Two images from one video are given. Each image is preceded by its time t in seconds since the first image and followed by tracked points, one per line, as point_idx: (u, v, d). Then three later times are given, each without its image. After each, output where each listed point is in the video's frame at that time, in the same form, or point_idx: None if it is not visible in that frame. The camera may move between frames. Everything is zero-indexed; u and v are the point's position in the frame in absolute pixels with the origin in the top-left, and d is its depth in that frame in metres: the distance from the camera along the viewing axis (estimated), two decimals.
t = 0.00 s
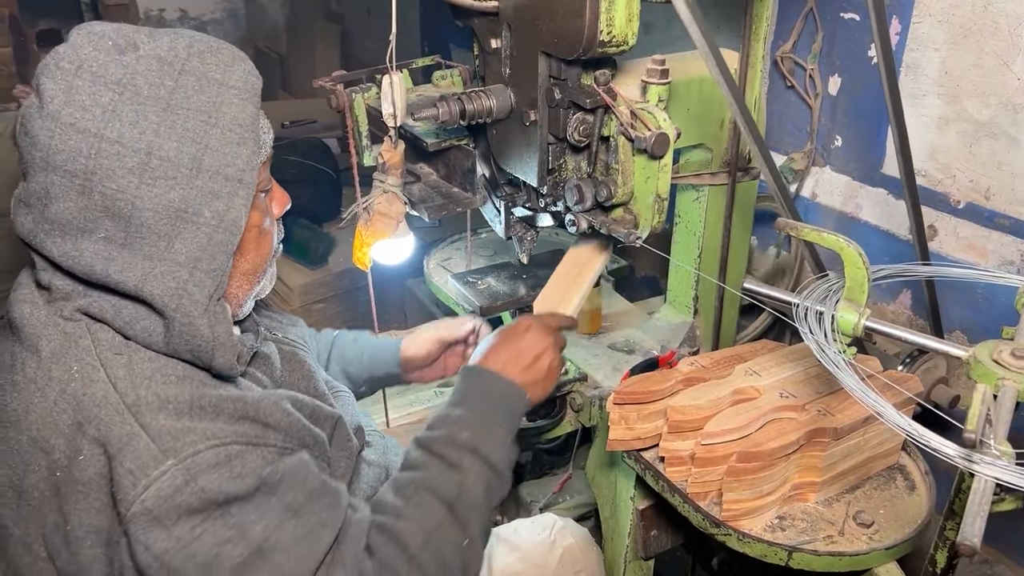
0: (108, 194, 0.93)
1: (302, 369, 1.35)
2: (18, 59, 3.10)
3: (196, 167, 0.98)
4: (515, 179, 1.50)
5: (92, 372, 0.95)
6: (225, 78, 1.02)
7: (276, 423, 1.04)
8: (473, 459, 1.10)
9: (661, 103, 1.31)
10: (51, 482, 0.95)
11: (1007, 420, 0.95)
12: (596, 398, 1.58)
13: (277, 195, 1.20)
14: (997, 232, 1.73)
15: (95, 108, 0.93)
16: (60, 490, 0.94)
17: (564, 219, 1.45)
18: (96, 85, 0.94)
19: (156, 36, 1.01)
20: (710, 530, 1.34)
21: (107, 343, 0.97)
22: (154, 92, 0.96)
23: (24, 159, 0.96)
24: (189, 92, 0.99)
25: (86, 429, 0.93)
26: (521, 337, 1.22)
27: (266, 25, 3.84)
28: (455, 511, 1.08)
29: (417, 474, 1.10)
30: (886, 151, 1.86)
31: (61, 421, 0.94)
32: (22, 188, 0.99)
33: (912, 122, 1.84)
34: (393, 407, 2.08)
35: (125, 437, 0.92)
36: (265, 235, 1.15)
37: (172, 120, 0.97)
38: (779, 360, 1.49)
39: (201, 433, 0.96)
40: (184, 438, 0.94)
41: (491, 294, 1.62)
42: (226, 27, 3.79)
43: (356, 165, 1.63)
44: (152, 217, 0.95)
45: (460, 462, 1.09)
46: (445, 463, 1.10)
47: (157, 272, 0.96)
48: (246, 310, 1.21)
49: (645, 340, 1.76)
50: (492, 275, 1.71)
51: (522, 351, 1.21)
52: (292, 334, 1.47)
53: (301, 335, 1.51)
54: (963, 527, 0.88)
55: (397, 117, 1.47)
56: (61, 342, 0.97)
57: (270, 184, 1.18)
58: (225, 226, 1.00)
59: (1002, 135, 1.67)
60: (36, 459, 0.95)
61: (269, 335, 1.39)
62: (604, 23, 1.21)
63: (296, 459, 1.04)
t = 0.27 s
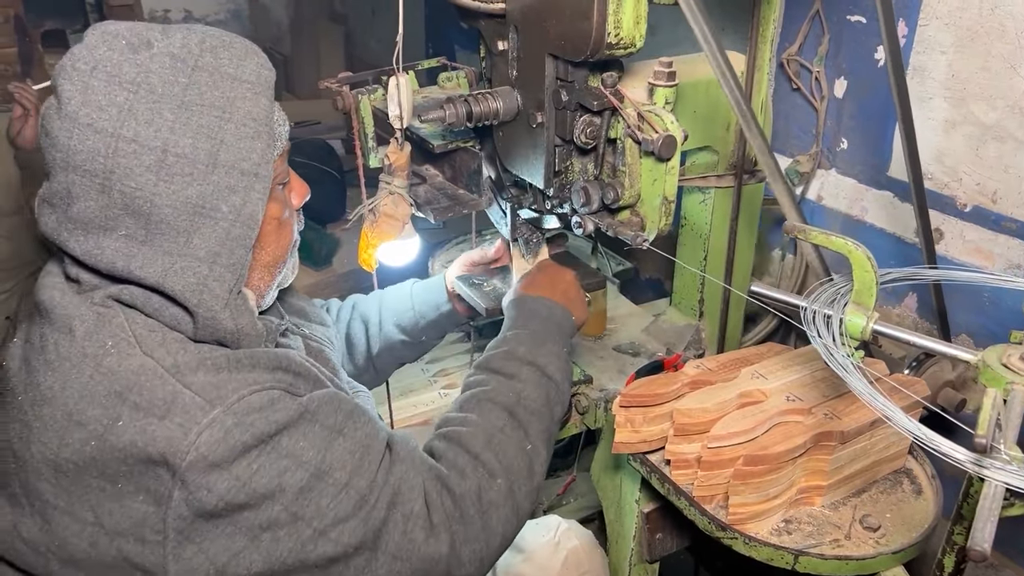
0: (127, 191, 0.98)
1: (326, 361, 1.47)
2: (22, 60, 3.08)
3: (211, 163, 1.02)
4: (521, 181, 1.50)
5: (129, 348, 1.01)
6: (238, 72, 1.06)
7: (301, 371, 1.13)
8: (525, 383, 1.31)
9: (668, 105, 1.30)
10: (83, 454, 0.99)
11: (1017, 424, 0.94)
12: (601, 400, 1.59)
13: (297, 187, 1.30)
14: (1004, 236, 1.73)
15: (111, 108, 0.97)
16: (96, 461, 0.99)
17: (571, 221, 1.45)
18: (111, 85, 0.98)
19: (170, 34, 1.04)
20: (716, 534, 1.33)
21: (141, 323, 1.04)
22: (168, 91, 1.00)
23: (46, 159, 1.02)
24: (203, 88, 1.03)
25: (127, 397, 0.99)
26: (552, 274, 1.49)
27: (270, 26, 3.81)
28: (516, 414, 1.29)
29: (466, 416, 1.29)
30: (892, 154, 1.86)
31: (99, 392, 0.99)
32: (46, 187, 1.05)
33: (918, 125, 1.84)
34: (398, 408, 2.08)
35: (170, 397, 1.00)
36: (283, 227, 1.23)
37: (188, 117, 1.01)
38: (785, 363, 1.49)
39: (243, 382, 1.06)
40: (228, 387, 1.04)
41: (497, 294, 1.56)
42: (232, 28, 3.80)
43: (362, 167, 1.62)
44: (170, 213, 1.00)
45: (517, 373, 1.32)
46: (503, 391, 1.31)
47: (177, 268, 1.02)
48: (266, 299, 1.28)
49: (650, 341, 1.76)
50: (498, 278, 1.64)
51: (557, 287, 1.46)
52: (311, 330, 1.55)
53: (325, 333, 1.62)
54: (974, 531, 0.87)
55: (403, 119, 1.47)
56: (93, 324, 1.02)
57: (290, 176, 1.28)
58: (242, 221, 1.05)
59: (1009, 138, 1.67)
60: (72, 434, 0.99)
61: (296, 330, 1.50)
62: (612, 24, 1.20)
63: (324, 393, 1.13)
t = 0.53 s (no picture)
0: (168, 189, 1.00)
1: (349, 372, 1.48)
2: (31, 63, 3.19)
3: (251, 162, 1.04)
4: (529, 186, 1.50)
5: (164, 356, 1.05)
6: (276, 75, 1.08)
7: (330, 419, 1.17)
8: (481, 481, 1.23)
9: (677, 111, 1.31)
10: (110, 458, 1.04)
11: None
12: (608, 405, 1.60)
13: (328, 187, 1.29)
14: (1012, 242, 1.72)
15: (156, 107, 1.00)
16: (118, 467, 1.03)
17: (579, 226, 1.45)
18: (156, 85, 1.01)
19: (209, 38, 1.07)
20: (724, 540, 1.33)
21: (178, 331, 1.07)
22: (210, 91, 1.03)
23: (87, 157, 1.04)
24: (243, 89, 1.05)
25: (157, 410, 1.03)
26: (501, 373, 1.34)
27: (276, 27, 3.70)
28: (466, 542, 1.20)
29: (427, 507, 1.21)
30: (899, 159, 1.86)
31: (131, 399, 1.04)
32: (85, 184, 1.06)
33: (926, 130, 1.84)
34: (404, 411, 2.09)
35: (197, 421, 1.03)
36: (315, 228, 1.24)
37: (227, 117, 1.03)
38: (793, 368, 1.48)
39: (268, 424, 1.07)
40: (253, 427, 1.05)
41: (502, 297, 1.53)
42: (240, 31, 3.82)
43: (370, 171, 1.62)
44: (210, 211, 1.01)
45: (468, 503, 1.21)
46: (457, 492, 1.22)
47: (218, 265, 1.03)
48: (296, 298, 1.28)
49: (658, 347, 1.77)
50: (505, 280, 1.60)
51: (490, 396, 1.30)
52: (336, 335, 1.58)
53: (345, 335, 1.62)
54: (986, 540, 0.90)
55: (411, 123, 1.48)
56: (133, 324, 1.06)
57: (320, 179, 1.27)
58: (282, 217, 1.06)
59: (1017, 144, 1.66)
60: (101, 435, 1.04)
61: (318, 334, 1.50)
62: (621, 30, 1.20)
63: (348, 467, 1.15)
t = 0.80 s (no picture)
0: (174, 195, 1.03)
1: (354, 375, 1.50)
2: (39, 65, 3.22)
3: (257, 169, 1.07)
4: (537, 191, 1.50)
5: (176, 364, 1.08)
6: (284, 82, 1.11)
7: (339, 418, 1.21)
8: (548, 509, 1.44)
9: (685, 117, 1.31)
10: (126, 466, 1.06)
11: None
12: (616, 411, 1.60)
13: (331, 197, 1.32)
14: (1021, 249, 1.72)
15: (162, 113, 1.03)
16: (136, 474, 1.06)
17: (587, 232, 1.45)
18: (164, 90, 1.04)
19: (217, 44, 1.10)
20: (732, 547, 1.33)
21: (187, 338, 1.10)
22: (218, 98, 1.06)
23: (94, 162, 1.07)
24: (251, 95, 1.08)
25: (173, 417, 1.06)
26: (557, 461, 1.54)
27: (284, 31, 3.67)
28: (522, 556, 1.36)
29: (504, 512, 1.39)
30: (907, 166, 1.86)
31: (144, 407, 1.06)
32: (94, 189, 1.10)
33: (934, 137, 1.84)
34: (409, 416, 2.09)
35: (215, 426, 1.06)
36: (318, 237, 1.26)
37: (234, 123, 1.06)
38: (801, 376, 1.48)
39: (285, 423, 1.12)
40: (272, 426, 1.10)
41: (511, 304, 1.52)
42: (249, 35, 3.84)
43: (378, 176, 1.63)
44: (215, 217, 1.04)
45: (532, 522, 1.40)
46: (523, 508, 1.42)
47: (225, 272, 1.06)
48: (301, 305, 1.31)
49: (665, 353, 1.76)
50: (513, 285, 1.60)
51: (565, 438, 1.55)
52: (341, 339, 1.59)
53: (349, 339, 1.64)
54: (998, 551, 0.92)
55: (420, 129, 1.48)
56: (142, 331, 1.08)
57: (327, 189, 1.30)
58: (288, 225, 1.09)
59: None
60: (114, 444, 1.06)
61: (325, 339, 1.53)
62: (632, 37, 1.21)
63: (359, 453, 1.19)
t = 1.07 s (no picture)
0: (180, 201, 1.03)
1: (360, 379, 1.50)
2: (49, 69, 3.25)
3: (262, 175, 1.07)
4: (547, 199, 1.51)
5: (185, 369, 1.08)
6: (292, 90, 1.11)
7: (348, 423, 1.22)
8: (540, 517, 1.45)
9: (696, 127, 1.32)
10: (136, 470, 1.07)
11: None
12: (624, 419, 1.58)
13: (340, 205, 1.32)
14: None
15: (169, 118, 1.04)
16: (145, 479, 1.07)
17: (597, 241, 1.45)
18: (172, 96, 1.05)
19: (228, 52, 1.11)
20: (741, 557, 1.33)
21: (197, 343, 1.10)
22: (225, 104, 1.07)
23: (104, 168, 1.09)
24: (258, 102, 1.08)
25: (183, 422, 1.06)
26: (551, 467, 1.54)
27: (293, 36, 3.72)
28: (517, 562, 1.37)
29: (499, 519, 1.39)
30: (917, 176, 1.85)
31: (155, 412, 1.07)
32: (105, 196, 1.11)
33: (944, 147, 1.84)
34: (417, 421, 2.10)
35: (224, 431, 1.07)
36: (325, 245, 1.26)
37: (240, 130, 1.07)
38: (811, 386, 1.48)
39: (294, 428, 1.13)
40: (281, 431, 1.11)
41: (522, 313, 1.52)
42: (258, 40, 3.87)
43: (389, 184, 1.64)
44: (220, 222, 1.04)
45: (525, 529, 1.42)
46: (516, 516, 1.43)
47: (231, 279, 1.06)
48: (308, 312, 1.31)
49: (673, 361, 1.76)
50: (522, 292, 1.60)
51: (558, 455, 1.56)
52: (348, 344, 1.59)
53: (356, 344, 1.64)
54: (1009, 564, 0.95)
55: (431, 136, 1.48)
56: (152, 337, 1.09)
57: (334, 196, 1.31)
58: (293, 231, 1.09)
59: None
60: (124, 449, 1.07)
61: (332, 344, 1.53)
62: (643, 47, 1.21)
63: (365, 460, 1.20)
